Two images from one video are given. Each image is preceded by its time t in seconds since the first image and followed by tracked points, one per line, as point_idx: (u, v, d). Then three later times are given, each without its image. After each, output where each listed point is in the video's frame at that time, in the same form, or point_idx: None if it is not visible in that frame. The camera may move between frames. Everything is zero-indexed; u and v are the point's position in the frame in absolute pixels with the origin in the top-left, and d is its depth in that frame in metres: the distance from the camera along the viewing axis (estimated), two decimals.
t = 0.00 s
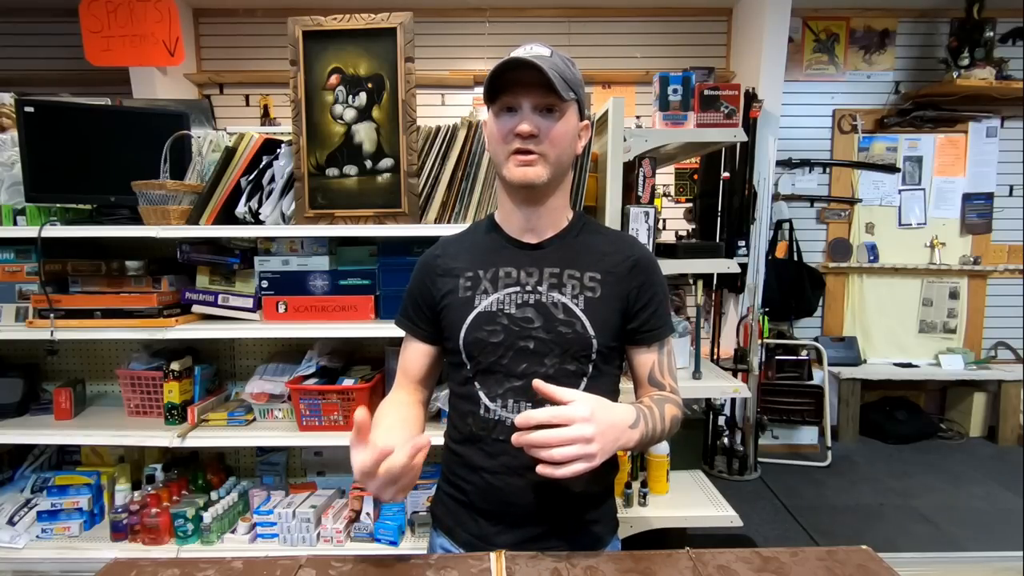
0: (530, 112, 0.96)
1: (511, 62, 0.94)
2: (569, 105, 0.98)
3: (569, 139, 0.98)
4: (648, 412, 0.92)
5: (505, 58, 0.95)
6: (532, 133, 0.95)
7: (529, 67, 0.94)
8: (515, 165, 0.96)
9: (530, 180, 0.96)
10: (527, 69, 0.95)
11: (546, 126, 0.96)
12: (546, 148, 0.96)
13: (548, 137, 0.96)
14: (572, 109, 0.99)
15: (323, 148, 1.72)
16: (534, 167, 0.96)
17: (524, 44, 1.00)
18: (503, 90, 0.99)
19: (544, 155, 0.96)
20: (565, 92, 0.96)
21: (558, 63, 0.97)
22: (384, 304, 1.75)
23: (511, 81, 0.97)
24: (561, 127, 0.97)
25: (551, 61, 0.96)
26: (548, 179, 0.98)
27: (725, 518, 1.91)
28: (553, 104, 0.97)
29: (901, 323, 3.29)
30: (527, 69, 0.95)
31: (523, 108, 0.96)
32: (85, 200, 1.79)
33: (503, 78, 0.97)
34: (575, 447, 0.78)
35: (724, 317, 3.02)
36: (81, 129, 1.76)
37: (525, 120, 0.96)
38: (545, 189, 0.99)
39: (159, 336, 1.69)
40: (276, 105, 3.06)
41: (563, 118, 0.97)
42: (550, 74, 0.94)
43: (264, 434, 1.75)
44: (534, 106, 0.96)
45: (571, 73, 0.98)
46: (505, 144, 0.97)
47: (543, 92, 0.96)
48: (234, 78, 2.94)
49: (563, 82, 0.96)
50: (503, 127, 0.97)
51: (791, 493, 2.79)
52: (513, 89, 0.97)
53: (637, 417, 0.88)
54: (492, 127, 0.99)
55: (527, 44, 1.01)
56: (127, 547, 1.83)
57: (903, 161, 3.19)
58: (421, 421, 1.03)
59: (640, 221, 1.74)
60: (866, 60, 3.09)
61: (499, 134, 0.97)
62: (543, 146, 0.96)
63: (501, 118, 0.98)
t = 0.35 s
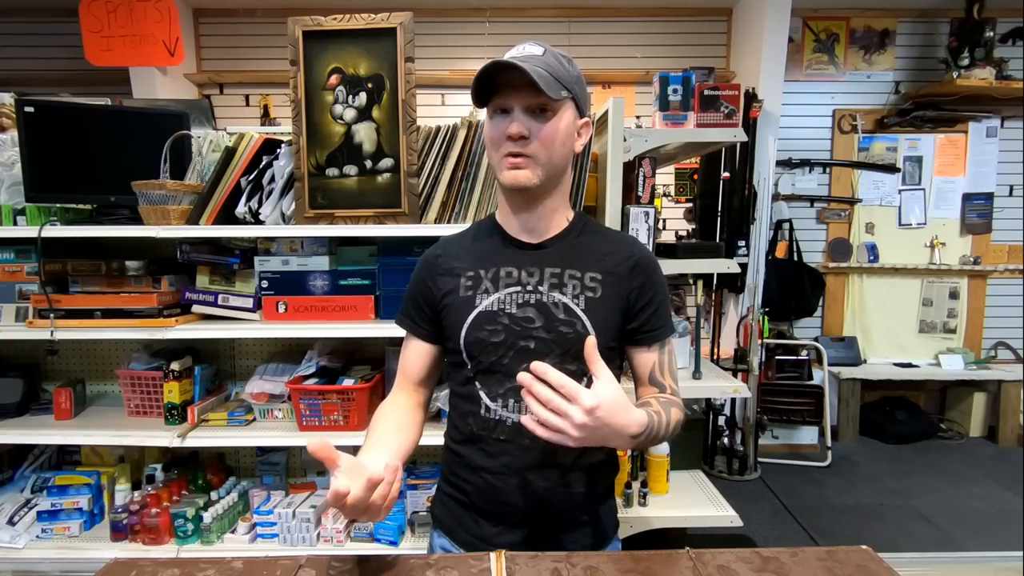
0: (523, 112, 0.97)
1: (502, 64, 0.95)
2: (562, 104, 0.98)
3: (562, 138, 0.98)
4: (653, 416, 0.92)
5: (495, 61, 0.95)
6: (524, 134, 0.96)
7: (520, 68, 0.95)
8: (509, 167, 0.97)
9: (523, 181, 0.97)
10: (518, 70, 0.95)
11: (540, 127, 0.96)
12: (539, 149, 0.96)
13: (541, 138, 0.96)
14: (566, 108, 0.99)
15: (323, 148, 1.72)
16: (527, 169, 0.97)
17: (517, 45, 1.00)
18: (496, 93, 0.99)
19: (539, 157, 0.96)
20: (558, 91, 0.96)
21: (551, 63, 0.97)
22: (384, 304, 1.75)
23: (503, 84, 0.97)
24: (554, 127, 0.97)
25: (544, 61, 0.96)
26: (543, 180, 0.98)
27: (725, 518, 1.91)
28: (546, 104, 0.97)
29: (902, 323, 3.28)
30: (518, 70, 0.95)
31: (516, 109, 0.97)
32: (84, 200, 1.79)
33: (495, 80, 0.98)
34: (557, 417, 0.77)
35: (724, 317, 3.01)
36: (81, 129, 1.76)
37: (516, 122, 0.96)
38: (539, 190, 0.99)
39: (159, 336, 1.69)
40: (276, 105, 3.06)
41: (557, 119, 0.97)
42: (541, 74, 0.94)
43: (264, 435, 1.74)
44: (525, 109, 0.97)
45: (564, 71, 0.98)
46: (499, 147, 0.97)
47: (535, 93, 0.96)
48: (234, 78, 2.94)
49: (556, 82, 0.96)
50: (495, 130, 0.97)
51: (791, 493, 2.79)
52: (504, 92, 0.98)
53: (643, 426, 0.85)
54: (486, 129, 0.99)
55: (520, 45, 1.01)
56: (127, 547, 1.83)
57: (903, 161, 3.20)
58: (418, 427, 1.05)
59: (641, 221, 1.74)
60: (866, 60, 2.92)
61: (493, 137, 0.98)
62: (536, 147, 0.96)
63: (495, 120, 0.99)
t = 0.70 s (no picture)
0: (533, 113, 0.96)
1: (513, 64, 0.94)
2: (570, 106, 0.98)
3: (569, 141, 0.98)
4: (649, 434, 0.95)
5: (505, 60, 0.95)
6: (535, 135, 0.95)
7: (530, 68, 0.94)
8: (518, 168, 0.97)
9: (533, 183, 0.96)
10: (528, 70, 0.94)
11: (548, 128, 0.96)
12: (549, 150, 0.96)
13: (549, 140, 0.96)
14: (573, 110, 0.99)
15: (323, 148, 1.72)
16: (535, 170, 0.97)
17: (523, 43, 0.99)
18: (504, 91, 0.98)
19: (546, 159, 0.96)
20: (567, 93, 0.96)
21: (558, 63, 0.97)
22: (384, 303, 1.75)
23: (512, 82, 0.96)
24: (562, 129, 0.97)
25: (552, 61, 0.96)
26: (550, 182, 0.98)
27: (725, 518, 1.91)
28: (555, 105, 0.97)
29: (901, 323, 3.28)
30: (528, 69, 0.94)
31: (526, 109, 0.96)
32: (84, 200, 1.79)
33: (505, 79, 0.97)
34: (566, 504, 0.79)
35: (724, 317, 3.01)
36: (81, 129, 1.77)
37: (528, 123, 0.95)
38: (545, 192, 0.99)
39: (159, 336, 1.69)
40: (276, 105, 3.06)
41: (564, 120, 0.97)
42: (551, 75, 0.94)
43: (264, 435, 1.74)
44: (535, 109, 0.96)
45: (571, 73, 0.98)
46: (508, 147, 0.97)
47: (545, 93, 0.96)
48: (234, 78, 2.94)
49: (565, 83, 0.96)
50: (504, 129, 0.97)
51: (791, 493, 2.79)
52: (513, 91, 0.97)
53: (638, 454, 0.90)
54: (494, 129, 0.99)
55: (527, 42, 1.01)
56: (127, 547, 1.83)
57: (903, 161, 3.21)
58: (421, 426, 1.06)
59: (640, 221, 1.74)
60: (866, 60, 2.94)
61: (501, 136, 0.97)
62: (544, 149, 0.96)
63: (503, 120, 0.98)
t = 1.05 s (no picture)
0: (511, 124, 0.96)
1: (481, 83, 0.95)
2: (548, 107, 0.97)
3: (554, 142, 0.97)
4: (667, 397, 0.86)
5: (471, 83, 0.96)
6: (516, 147, 0.96)
7: (499, 84, 0.95)
8: (508, 182, 0.98)
9: (524, 194, 0.97)
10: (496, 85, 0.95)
11: (528, 137, 0.96)
12: (532, 158, 0.96)
13: (531, 148, 0.96)
14: (554, 110, 0.97)
15: (323, 148, 1.72)
16: (523, 180, 0.97)
17: (494, 58, 1.00)
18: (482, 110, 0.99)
19: (531, 167, 0.96)
20: (540, 98, 0.95)
21: (529, 70, 0.96)
22: (384, 303, 1.77)
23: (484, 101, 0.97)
24: (542, 134, 0.96)
25: (522, 70, 0.96)
26: (542, 188, 0.98)
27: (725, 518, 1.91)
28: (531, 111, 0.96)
29: (901, 323, 3.28)
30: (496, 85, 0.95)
31: (503, 123, 0.96)
32: (84, 200, 1.79)
33: (478, 99, 0.97)
34: (639, 427, 0.68)
35: (724, 317, 3.01)
36: (81, 129, 1.76)
37: (506, 137, 0.96)
38: (540, 198, 0.99)
39: (159, 335, 1.69)
40: (276, 105, 3.06)
41: (544, 124, 0.96)
42: (520, 86, 0.94)
43: (264, 434, 1.75)
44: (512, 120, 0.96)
45: (544, 75, 0.97)
46: (493, 164, 0.98)
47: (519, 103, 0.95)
48: (234, 78, 2.94)
49: (537, 89, 0.95)
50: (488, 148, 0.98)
51: (791, 493, 2.79)
52: (486, 108, 0.97)
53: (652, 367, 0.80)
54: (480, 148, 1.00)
55: (499, 56, 1.01)
56: (127, 547, 1.83)
57: (903, 161, 3.20)
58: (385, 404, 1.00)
59: (640, 221, 1.73)
60: (866, 60, 2.95)
61: (486, 155, 0.99)
62: (527, 158, 0.96)
63: (486, 138, 1.00)
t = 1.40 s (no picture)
0: (504, 123, 0.96)
1: (473, 84, 0.95)
2: (540, 105, 0.97)
3: (547, 139, 0.97)
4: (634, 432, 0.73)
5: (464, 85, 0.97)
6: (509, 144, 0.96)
7: (489, 85, 0.95)
8: (505, 179, 0.98)
9: (520, 190, 0.97)
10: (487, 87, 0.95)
11: (520, 135, 0.96)
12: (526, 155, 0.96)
13: (524, 146, 0.96)
14: (545, 107, 0.97)
15: (323, 148, 1.72)
16: (518, 178, 0.97)
17: (486, 59, 1.00)
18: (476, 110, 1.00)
19: (526, 164, 0.97)
20: (530, 96, 0.95)
21: (519, 70, 0.96)
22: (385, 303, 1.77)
23: (478, 102, 0.98)
24: (534, 131, 0.96)
25: (512, 70, 0.95)
26: (538, 184, 0.98)
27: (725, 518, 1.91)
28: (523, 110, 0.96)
29: (901, 323, 3.28)
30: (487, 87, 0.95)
31: (496, 122, 0.97)
32: (84, 200, 1.79)
33: (473, 99, 0.99)
34: (605, 538, 0.61)
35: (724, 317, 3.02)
36: (81, 129, 1.76)
37: (500, 135, 0.96)
38: (536, 194, 1.00)
39: (159, 335, 1.69)
40: (276, 105, 3.06)
41: (535, 121, 0.96)
42: (510, 85, 0.94)
43: (265, 434, 1.75)
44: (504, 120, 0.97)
45: (534, 73, 0.96)
46: (490, 163, 0.99)
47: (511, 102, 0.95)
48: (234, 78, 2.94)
49: (528, 87, 0.95)
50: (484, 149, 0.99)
51: (791, 493, 2.79)
52: (481, 109, 0.98)
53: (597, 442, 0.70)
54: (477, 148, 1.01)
55: (490, 57, 1.01)
56: (127, 547, 1.83)
57: (903, 161, 3.20)
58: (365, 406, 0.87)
59: (640, 221, 1.73)
60: (866, 60, 2.99)
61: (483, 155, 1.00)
62: (521, 156, 0.96)
63: (482, 138, 1.00)
